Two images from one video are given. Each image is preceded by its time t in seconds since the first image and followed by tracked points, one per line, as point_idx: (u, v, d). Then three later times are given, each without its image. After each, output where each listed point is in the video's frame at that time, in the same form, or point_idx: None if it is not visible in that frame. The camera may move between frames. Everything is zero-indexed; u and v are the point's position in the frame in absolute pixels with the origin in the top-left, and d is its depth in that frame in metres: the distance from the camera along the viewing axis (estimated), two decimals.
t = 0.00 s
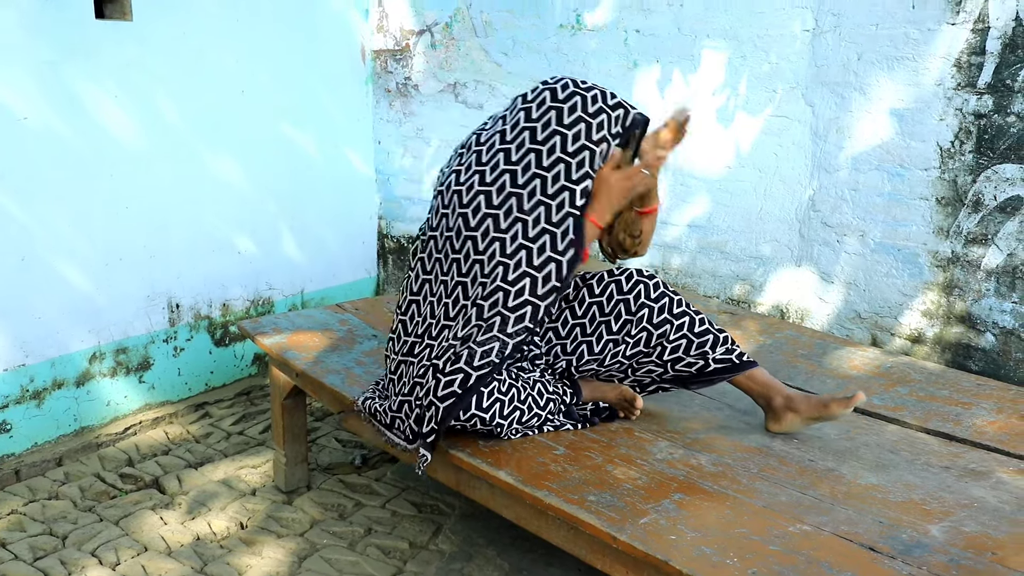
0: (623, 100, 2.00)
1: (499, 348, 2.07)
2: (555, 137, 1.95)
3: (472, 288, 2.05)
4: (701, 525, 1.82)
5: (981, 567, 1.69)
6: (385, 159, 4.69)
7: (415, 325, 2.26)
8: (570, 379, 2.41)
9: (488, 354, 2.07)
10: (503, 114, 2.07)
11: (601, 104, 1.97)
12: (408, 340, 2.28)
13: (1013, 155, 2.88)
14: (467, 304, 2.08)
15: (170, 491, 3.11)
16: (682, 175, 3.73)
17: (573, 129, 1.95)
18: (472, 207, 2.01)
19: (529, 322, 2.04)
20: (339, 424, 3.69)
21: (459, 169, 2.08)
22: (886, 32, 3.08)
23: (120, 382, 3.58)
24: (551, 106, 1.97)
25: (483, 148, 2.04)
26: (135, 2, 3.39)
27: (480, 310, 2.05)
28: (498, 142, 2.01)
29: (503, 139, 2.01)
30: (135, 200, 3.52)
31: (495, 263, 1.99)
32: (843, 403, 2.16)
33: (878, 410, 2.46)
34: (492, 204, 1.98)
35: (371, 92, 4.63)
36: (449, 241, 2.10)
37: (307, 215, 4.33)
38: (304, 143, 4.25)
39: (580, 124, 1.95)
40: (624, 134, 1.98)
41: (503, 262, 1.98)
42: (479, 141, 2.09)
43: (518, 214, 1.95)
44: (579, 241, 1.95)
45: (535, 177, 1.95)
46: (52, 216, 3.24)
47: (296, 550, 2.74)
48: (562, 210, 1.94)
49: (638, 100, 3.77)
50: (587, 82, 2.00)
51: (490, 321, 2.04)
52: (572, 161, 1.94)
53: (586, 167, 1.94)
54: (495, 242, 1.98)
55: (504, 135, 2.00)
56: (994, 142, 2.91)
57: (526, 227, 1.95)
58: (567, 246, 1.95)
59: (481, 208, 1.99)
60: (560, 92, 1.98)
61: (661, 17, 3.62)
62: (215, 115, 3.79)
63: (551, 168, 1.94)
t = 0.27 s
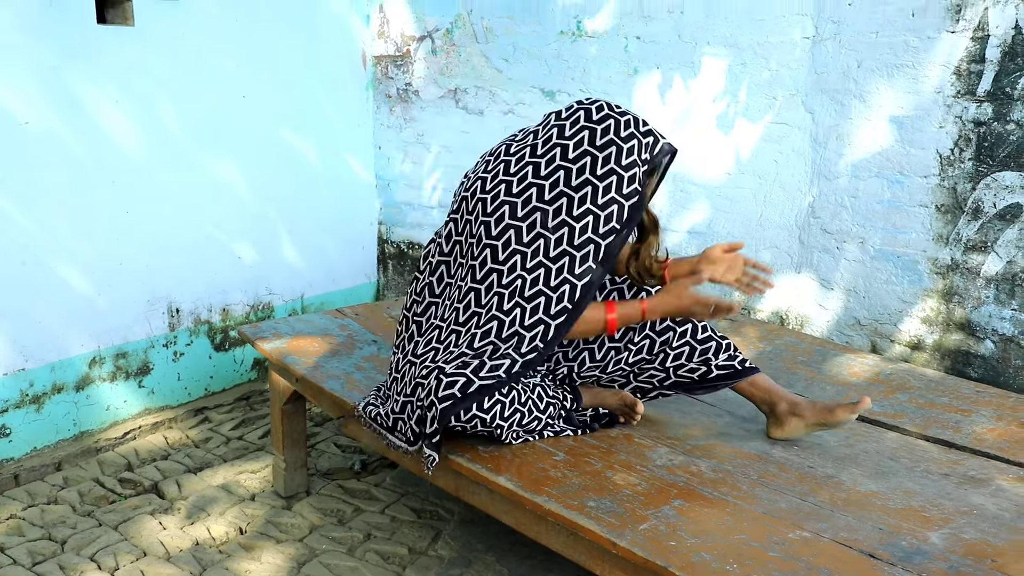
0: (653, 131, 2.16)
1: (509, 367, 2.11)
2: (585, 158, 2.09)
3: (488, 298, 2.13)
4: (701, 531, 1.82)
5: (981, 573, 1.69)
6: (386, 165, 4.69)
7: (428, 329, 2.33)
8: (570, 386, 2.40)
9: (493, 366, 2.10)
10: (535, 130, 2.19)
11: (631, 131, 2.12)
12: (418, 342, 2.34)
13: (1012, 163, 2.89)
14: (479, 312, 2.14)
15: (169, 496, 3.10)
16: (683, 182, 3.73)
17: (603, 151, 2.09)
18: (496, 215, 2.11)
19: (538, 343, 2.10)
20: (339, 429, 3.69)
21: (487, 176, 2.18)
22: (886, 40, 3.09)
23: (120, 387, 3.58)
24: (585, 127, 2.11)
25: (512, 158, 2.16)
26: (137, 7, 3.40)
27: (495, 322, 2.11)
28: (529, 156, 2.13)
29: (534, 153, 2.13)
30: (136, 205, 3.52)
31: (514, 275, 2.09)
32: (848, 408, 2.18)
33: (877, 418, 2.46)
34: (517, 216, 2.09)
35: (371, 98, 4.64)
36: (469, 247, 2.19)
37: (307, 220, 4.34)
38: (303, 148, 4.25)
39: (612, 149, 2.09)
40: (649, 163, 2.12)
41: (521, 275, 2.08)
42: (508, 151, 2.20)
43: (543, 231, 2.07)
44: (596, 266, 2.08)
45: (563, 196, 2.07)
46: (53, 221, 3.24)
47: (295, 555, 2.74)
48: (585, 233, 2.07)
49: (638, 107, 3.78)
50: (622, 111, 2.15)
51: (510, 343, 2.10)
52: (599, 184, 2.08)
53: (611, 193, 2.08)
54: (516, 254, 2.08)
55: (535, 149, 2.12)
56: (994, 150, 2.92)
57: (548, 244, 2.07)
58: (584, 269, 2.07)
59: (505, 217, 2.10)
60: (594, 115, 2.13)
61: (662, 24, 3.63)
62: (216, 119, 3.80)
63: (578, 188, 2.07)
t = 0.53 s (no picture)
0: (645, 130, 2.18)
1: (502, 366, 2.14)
2: (575, 156, 2.12)
3: (473, 294, 2.15)
4: (700, 534, 1.82)
5: None
6: (385, 169, 4.70)
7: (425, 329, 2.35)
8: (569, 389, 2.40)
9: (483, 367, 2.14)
10: (526, 129, 2.23)
11: (623, 130, 2.15)
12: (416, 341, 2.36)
13: (1010, 166, 2.90)
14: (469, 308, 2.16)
15: (168, 500, 3.10)
16: (682, 186, 3.74)
17: (593, 151, 2.12)
18: (483, 212, 2.15)
19: (527, 339, 2.12)
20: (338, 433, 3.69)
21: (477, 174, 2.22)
22: (885, 44, 3.10)
23: (119, 391, 3.58)
24: (576, 125, 2.15)
25: (502, 157, 2.20)
26: (136, 11, 3.41)
27: (483, 317, 2.14)
28: (519, 154, 2.18)
29: (525, 151, 2.17)
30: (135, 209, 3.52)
31: (501, 271, 2.11)
32: (847, 410, 2.18)
33: (876, 421, 2.47)
34: (505, 212, 2.13)
35: (371, 102, 4.65)
36: (455, 242, 2.22)
37: (306, 224, 4.34)
38: (302, 152, 4.26)
39: (601, 148, 2.12)
40: (641, 161, 2.13)
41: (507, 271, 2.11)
42: (499, 150, 2.24)
43: (530, 228, 2.11)
44: (579, 267, 2.13)
45: (551, 194, 2.12)
46: (52, 224, 3.24)
47: (294, 559, 2.74)
48: (571, 232, 2.12)
49: (637, 111, 3.79)
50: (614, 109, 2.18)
51: (484, 328, 2.14)
52: (587, 183, 2.12)
53: (598, 193, 2.12)
54: (503, 250, 2.11)
55: (526, 147, 2.16)
56: (992, 154, 2.92)
57: (535, 241, 2.11)
58: (569, 269, 2.13)
59: (493, 214, 2.14)
60: (585, 113, 2.16)
61: (661, 28, 3.64)
62: (215, 122, 3.80)
63: (567, 186, 2.11)
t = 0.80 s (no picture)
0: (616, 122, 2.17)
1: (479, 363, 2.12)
2: (543, 149, 2.12)
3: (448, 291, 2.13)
4: (698, 540, 1.82)
5: None
6: (384, 174, 4.70)
7: (415, 333, 2.35)
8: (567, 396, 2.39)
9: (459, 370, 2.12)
10: (497, 127, 2.22)
11: (592, 123, 2.15)
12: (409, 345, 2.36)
13: (1008, 173, 2.90)
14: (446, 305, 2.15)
15: (166, 505, 3.10)
16: (680, 192, 3.74)
17: (561, 144, 2.12)
18: (455, 208, 2.13)
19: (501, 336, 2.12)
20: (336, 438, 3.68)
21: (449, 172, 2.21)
22: (883, 51, 3.11)
23: (117, 396, 3.57)
24: (545, 118, 2.14)
25: (473, 154, 2.19)
26: (136, 16, 3.42)
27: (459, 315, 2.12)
28: (490, 149, 2.16)
29: (495, 146, 2.16)
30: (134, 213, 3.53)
31: (475, 267, 2.10)
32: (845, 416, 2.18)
33: (874, 427, 2.47)
34: (478, 208, 2.12)
35: (370, 107, 4.66)
36: (433, 242, 2.20)
37: (304, 229, 4.34)
38: (301, 157, 4.26)
39: (570, 140, 2.12)
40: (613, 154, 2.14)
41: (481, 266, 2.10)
42: (471, 149, 2.23)
43: (501, 223, 2.11)
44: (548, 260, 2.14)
45: (521, 188, 2.12)
46: (50, 229, 3.24)
47: (292, 565, 2.74)
48: (540, 226, 2.13)
49: (635, 117, 3.80)
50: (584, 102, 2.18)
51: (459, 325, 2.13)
52: (556, 176, 2.12)
53: (567, 185, 2.13)
54: (478, 245, 2.10)
55: (496, 142, 2.15)
56: (990, 161, 2.93)
57: (506, 236, 2.11)
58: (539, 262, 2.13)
59: (466, 210, 2.12)
60: (554, 107, 2.16)
61: (660, 34, 3.65)
62: (214, 127, 3.81)
63: (536, 180, 2.12)
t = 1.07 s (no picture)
0: (587, 120, 2.14)
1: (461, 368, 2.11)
2: (514, 151, 2.11)
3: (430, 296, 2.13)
4: (698, 544, 1.82)
5: None
6: (384, 177, 4.71)
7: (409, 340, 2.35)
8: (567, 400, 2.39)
9: (445, 375, 2.12)
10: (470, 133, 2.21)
11: (563, 122, 2.11)
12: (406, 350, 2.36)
13: (1007, 177, 2.91)
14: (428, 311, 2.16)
15: (166, 508, 3.10)
16: (680, 195, 3.75)
17: (531, 145, 2.10)
18: (432, 214, 2.12)
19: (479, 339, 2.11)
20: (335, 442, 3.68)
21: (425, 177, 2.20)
22: (882, 54, 3.12)
23: (117, 400, 3.57)
24: (514, 120, 2.13)
25: (447, 158, 2.19)
26: (136, 20, 3.43)
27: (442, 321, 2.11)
28: (462, 153, 2.16)
29: (468, 149, 2.16)
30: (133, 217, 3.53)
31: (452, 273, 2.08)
32: (843, 424, 2.16)
33: (874, 430, 2.47)
34: (453, 213, 2.11)
35: (369, 111, 4.67)
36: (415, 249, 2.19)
37: (304, 232, 4.34)
38: (300, 160, 4.27)
39: (539, 141, 2.10)
40: (584, 152, 2.11)
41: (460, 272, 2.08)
42: (444, 155, 2.23)
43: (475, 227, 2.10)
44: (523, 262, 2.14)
45: (493, 192, 2.12)
46: (49, 233, 3.24)
47: (292, 568, 2.73)
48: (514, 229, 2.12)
49: (635, 120, 3.81)
50: (554, 99, 2.14)
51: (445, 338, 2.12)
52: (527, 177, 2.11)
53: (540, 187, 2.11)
54: (455, 251, 2.08)
55: (468, 145, 2.15)
56: (989, 164, 2.93)
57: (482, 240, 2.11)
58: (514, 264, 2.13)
59: (442, 216, 2.11)
60: (523, 107, 2.13)
61: (659, 38, 3.66)
62: (215, 131, 3.82)
63: (507, 183, 2.11)
